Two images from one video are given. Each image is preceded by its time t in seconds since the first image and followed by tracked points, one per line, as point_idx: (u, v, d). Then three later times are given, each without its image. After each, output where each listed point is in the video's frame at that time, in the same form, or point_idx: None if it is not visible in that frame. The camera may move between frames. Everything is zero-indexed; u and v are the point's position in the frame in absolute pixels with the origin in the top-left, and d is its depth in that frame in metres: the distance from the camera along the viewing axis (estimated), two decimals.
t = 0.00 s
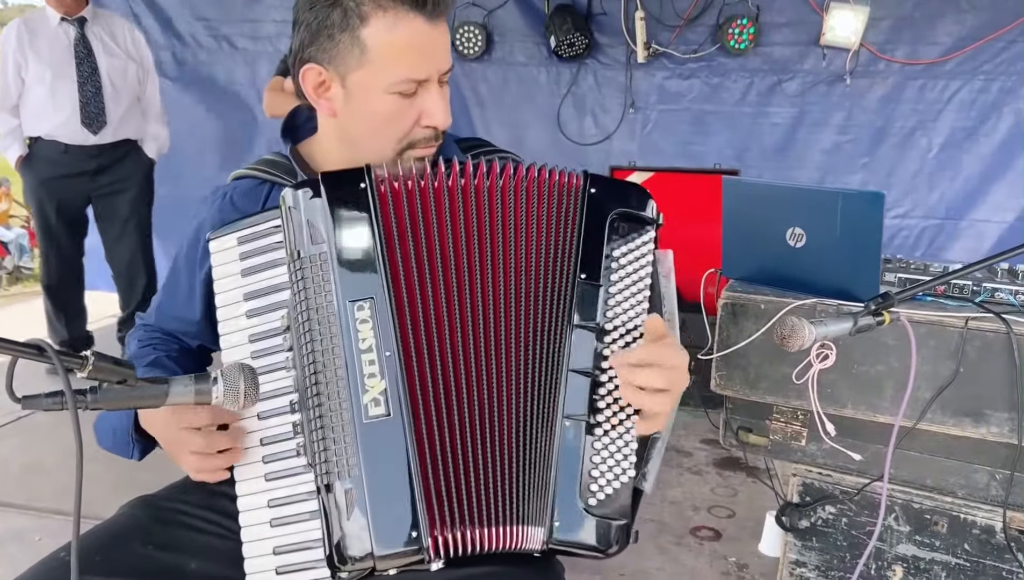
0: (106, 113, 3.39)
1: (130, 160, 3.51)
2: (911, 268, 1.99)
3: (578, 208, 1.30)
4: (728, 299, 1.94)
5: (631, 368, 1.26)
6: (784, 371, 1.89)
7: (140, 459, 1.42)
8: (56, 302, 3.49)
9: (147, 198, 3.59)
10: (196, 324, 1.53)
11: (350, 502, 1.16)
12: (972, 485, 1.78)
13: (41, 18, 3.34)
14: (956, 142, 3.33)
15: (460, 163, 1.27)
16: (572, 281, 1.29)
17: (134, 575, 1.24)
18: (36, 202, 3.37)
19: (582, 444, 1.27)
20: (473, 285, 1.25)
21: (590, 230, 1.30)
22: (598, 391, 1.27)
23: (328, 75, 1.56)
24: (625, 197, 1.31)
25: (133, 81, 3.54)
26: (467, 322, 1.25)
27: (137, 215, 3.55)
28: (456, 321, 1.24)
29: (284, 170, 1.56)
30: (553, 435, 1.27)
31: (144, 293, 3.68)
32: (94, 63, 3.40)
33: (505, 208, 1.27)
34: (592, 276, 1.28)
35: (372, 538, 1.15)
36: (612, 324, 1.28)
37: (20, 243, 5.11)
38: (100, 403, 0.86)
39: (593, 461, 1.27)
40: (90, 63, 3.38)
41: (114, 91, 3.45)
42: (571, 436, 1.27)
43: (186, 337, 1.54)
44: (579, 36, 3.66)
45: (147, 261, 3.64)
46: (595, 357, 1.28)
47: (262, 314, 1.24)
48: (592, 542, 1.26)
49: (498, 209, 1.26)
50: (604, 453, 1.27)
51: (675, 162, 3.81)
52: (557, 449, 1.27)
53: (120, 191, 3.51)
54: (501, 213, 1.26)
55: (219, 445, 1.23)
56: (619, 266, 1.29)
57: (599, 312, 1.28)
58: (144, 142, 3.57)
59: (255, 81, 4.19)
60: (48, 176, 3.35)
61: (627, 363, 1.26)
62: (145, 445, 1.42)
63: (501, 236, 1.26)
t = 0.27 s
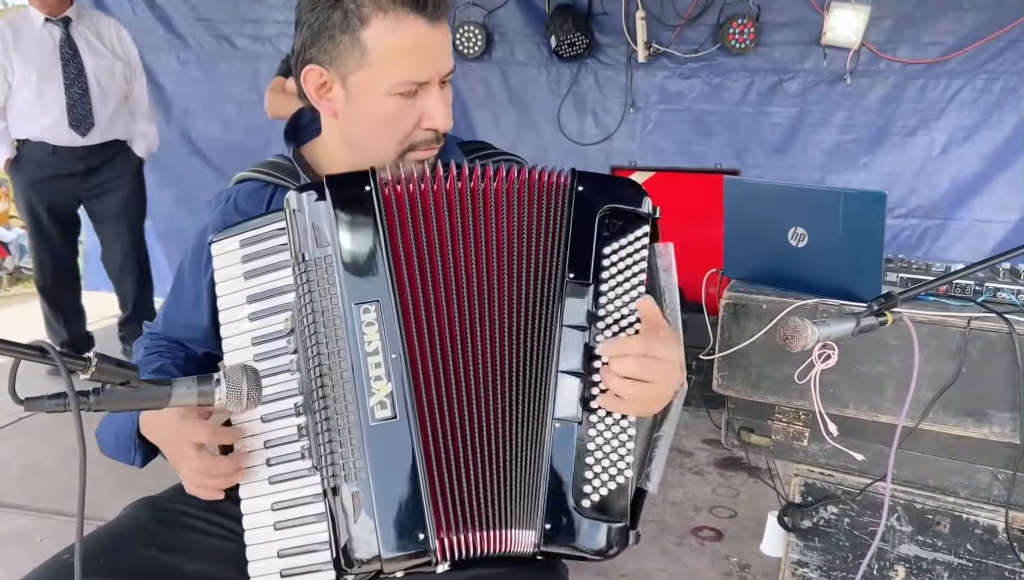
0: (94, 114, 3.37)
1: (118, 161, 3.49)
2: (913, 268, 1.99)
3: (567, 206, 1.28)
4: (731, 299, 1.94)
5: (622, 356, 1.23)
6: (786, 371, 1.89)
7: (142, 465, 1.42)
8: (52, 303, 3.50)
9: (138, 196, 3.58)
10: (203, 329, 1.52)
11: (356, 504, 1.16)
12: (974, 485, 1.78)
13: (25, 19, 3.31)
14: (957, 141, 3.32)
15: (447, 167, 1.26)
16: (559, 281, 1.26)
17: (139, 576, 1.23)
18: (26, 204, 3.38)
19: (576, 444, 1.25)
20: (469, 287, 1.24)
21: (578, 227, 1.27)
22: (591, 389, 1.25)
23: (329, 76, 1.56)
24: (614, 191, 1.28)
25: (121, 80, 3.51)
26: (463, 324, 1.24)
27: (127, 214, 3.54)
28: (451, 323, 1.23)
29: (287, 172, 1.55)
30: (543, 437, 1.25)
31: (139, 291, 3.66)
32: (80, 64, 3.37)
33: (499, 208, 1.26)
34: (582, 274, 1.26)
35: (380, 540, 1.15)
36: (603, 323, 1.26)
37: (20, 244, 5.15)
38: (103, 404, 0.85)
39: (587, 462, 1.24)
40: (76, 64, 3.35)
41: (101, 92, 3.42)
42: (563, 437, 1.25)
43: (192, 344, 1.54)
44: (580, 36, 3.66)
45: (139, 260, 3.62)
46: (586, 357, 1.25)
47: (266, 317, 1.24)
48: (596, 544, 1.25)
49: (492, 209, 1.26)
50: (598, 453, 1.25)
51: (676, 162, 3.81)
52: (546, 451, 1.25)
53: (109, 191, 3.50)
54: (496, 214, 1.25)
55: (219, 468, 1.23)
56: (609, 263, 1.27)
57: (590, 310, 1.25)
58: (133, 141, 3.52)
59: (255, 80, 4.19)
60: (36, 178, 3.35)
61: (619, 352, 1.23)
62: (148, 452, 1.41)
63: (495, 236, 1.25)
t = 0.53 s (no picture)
0: (87, 114, 3.38)
1: (114, 160, 3.48)
2: (916, 268, 1.99)
3: (557, 203, 1.28)
4: (732, 299, 1.93)
5: (631, 351, 1.23)
6: (787, 372, 1.89)
7: (146, 460, 1.42)
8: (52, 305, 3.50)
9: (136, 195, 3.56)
10: (207, 328, 1.52)
11: (357, 504, 1.16)
12: (976, 485, 1.77)
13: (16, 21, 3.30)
14: (959, 141, 3.32)
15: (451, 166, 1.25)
16: (554, 279, 1.26)
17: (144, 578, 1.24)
18: (23, 207, 3.38)
19: (582, 442, 1.25)
20: (467, 286, 1.24)
21: (570, 223, 1.27)
22: (593, 387, 1.26)
23: (330, 75, 1.56)
24: (604, 187, 1.29)
25: (114, 79, 3.51)
26: (459, 325, 1.23)
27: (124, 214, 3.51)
28: (447, 324, 1.23)
29: (292, 171, 1.54)
30: (547, 436, 1.25)
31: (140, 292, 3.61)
32: (72, 64, 3.37)
33: (493, 206, 1.25)
34: (576, 271, 1.26)
35: (382, 539, 1.15)
36: (601, 319, 1.26)
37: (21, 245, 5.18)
38: (105, 406, 0.86)
39: (593, 458, 1.25)
40: (68, 64, 3.36)
41: (94, 92, 3.43)
42: (568, 436, 1.25)
43: (197, 342, 1.54)
44: (581, 36, 3.66)
45: (138, 260, 3.57)
46: (586, 353, 1.26)
47: (270, 314, 1.25)
48: (599, 540, 1.25)
49: (488, 207, 1.24)
50: (603, 449, 1.25)
51: (677, 162, 3.80)
52: (551, 449, 1.25)
53: (105, 191, 3.49)
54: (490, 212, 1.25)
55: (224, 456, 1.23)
56: (602, 259, 1.26)
57: (587, 308, 1.26)
58: (127, 139, 3.52)
59: (255, 81, 4.19)
60: (33, 180, 3.35)
61: (625, 349, 1.23)
62: (154, 445, 1.41)
63: (490, 235, 1.25)
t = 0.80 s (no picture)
0: (92, 115, 3.38)
1: (118, 161, 3.50)
2: (917, 268, 1.99)
3: (549, 203, 1.27)
4: (733, 298, 1.94)
5: (615, 351, 1.21)
6: (789, 371, 1.89)
7: (159, 467, 1.43)
8: (56, 306, 3.51)
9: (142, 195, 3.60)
10: (213, 329, 1.53)
11: (363, 505, 1.16)
12: (979, 484, 1.77)
13: (21, 22, 3.31)
14: (961, 140, 3.31)
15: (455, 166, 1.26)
16: (546, 279, 1.26)
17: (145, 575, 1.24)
18: (27, 208, 3.39)
19: (571, 445, 1.24)
20: (465, 287, 1.24)
21: (559, 222, 1.27)
22: (583, 386, 1.25)
23: (330, 75, 1.57)
24: (594, 185, 1.28)
25: (118, 79, 3.50)
26: (458, 326, 1.23)
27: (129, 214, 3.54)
28: (448, 325, 1.22)
29: (295, 172, 1.54)
30: (539, 437, 1.24)
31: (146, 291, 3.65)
32: (76, 66, 3.37)
33: (489, 207, 1.25)
34: (567, 272, 1.26)
35: (387, 540, 1.16)
36: (592, 318, 1.26)
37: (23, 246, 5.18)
38: (111, 406, 0.85)
39: (584, 458, 1.24)
40: (72, 65, 3.36)
41: (97, 91, 3.42)
42: (558, 437, 1.24)
43: (204, 344, 1.54)
44: (582, 36, 3.66)
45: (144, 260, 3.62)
46: (576, 354, 1.25)
47: (271, 315, 1.25)
48: (595, 541, 1.24)
49: (484, 209, 1.25)
50: (595, 449, 1.25)
51: (679, 162, 3.80)
52: (542, 451, 1.24)
53: (111, 192, 3.51)
54: (484, 214, 1.25)
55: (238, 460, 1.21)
56: (594, 259, 1.27)
57: (578, 307, 1.26)
58: (132, 142, 3.51)
59: (257, 81, 4.19)
60: (36, 181, 3.36)
61: (612, 347, 1.21)
62: (164, 452, 1.43)
63: (485, 236, 1.25)
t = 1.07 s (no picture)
0: (107, 115, 3.41)
1: (133, 163, 3.54)
2: (920, 266, 2.00)
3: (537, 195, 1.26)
4: (737, 297, 1.95)
5: (616, 342, 1.24)
6: (791, 369, 1.90)
7: (177, 467, 1.45)
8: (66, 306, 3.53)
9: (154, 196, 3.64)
10: (224, 325, 1.55)
11: (365, 498, 1.19)
12: (981, 482, 1.78)
13: (40, 23, 3.35)
14: (964, 139, 3.31)
15: (450, 165, 1.24)
16: (535, 274, 1.26)
17: (154, 569, 1.25)
18: (41, 207, 3.39)
19: (568, 436, 1.27)
20: (461, 282, 1.23)
21: (548, 214, 1.27)
22: (576, 380, 1.27)
23: (336, 70, 1.58)
24: (581, 176, 1.29)
25: (133, 80, 3.55)
26: (455, 321, 1.23)
27: (142, 216, 3.59)
28: (445, 320, 1.22)
29: (302, 167, 1.53)
30: (531, 430, 1.26)
31: (155, 294, 3.71)
32: (93, 66, 3.42)
33: (479, 200, 1.23)
34: (556, 266, 1.26)
35: (388, 532, 1.19)
36: (582, 312, 1.28)
37: (26, 246, 5.10)
38: (121, 400, 0.86)
39: (581, 449, 1.27)
40: (89, 66, 3.40)
41: (113, 92, 3.47)
42: (552, 431, 1.27)
43: (215, 343, 1.56)
44: (584, 31, 3.68)
45: (154, 263, 3.67)
46: (568, 348, 1.27)
47: (277, 309, 1.25)
48: (593, 531, 1.28)
49: (478, 203, 1.23)
50: (591, 441, 1.27)
51: (681, 161, 3.81)
52: (536, 443, 1.26)
53: (125, 193, 3.54)
54: (479, 208, 1.23)
55: (245, 455, 1.20)
56: (582, 252, 1.28)
57: (568, 301, 1.27)
58: (145, 143, 3.55)
59: (260, 82, 4.21)
60: (50, 181, 3.37)
61: (612, 338, 1.24)
62: (181, 451, 1.44)
63: (477, 230, 1.23)
